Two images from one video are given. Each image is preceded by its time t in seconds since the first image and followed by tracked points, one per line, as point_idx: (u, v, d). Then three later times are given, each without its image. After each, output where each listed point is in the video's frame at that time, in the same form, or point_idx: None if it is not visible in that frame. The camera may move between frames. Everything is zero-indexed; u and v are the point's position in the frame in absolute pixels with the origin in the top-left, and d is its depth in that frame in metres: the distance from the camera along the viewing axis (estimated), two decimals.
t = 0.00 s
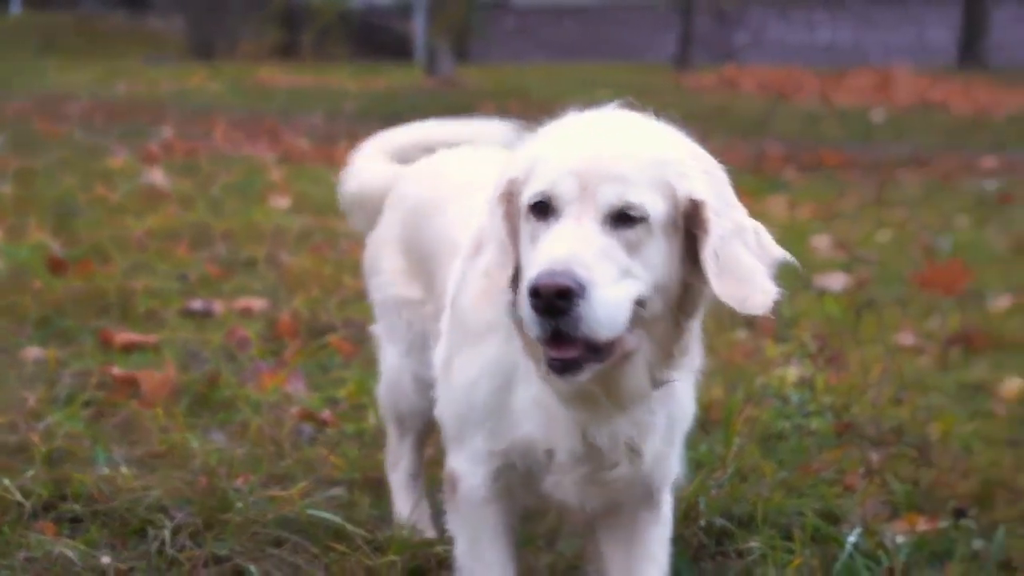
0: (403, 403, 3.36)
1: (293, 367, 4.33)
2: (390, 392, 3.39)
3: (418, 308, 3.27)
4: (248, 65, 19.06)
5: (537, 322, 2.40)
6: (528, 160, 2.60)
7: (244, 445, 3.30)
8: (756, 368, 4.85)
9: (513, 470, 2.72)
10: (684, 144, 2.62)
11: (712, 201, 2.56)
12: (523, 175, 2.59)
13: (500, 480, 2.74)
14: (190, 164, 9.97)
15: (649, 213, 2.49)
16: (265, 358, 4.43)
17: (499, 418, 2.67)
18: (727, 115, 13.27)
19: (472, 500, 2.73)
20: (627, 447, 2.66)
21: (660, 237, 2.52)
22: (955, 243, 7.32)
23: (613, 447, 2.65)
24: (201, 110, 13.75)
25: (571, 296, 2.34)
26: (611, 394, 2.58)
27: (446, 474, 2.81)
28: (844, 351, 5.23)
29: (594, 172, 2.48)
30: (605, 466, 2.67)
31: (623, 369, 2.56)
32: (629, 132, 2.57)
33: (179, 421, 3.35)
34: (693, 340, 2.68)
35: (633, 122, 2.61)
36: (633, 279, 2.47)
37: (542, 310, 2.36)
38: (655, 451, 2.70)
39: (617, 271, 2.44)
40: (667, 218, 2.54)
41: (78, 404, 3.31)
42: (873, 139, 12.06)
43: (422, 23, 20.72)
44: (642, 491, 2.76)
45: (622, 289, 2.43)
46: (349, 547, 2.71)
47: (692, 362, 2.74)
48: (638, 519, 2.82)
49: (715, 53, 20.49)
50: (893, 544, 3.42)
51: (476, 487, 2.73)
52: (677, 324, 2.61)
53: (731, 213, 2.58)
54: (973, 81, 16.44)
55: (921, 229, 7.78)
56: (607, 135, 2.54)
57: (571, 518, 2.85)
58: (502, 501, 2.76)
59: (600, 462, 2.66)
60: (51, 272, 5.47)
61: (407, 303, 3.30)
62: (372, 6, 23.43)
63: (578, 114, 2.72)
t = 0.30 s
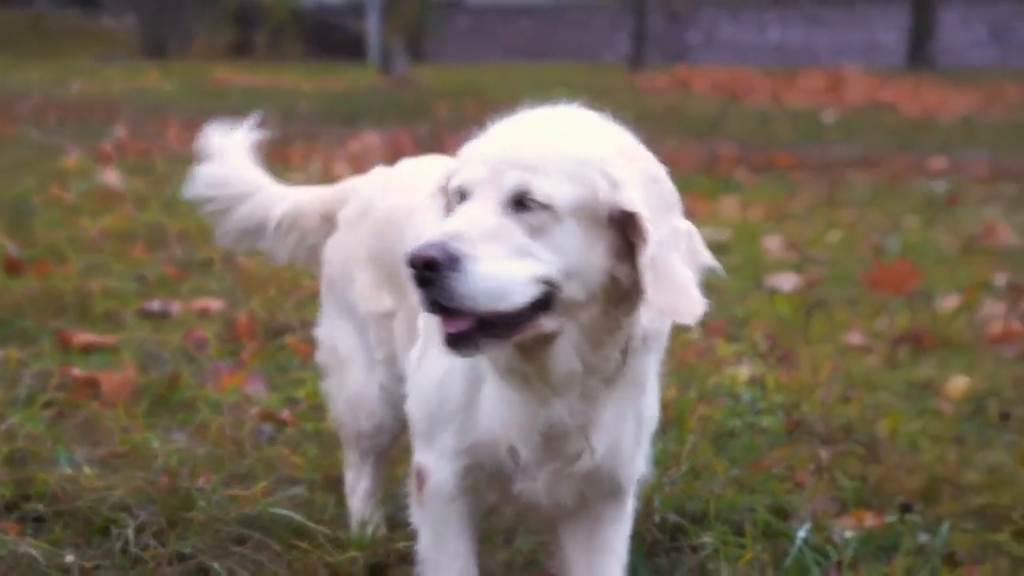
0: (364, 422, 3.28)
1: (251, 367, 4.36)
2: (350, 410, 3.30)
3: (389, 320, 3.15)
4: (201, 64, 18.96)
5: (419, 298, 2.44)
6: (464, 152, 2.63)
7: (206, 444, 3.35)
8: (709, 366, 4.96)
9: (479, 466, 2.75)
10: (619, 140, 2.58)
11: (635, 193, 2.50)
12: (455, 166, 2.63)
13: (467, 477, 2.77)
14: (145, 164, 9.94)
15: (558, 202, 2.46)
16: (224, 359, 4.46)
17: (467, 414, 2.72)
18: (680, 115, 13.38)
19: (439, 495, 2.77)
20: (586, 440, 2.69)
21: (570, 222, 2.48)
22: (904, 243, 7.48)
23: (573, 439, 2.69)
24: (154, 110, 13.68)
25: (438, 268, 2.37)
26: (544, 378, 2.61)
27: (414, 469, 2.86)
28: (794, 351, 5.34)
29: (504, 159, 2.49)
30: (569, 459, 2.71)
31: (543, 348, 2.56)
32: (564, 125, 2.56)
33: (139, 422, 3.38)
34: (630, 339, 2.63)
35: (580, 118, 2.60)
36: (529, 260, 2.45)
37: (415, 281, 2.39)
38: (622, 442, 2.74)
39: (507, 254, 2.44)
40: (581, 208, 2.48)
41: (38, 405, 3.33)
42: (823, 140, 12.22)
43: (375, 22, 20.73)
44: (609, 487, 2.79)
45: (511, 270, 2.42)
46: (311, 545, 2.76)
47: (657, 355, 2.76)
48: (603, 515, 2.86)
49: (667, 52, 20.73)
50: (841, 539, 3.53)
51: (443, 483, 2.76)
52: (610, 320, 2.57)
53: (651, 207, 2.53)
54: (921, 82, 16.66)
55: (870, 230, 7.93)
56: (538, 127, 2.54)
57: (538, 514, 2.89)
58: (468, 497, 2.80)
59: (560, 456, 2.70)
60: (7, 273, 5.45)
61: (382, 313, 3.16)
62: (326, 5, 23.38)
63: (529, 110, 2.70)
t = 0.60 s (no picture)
0: (326, 427, 3.30)
1: (211, 368, 4.39)
2: (317, 412, 3.32)
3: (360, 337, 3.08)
4: (153, 63, 18.81)
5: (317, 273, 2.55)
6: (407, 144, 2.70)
7: (170, 444, 3.39)
8: (665, 366, 5.09)
9: (454, 463, 2.77)
10: (549, 137, 2.59)
11: (540, 186, 2.50)
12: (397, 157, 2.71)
13: (441, 472, 2.78)
14: (97, 164, 9.88)
15: (456, 189, 2.49)
16: (184, 359, 4.48)
17: (440, 411, 2.71)
18: (633, 116, 13.47)
19: (413, 491, 2.78)
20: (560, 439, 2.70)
21: (471, 212, 2.50)
22: (854, 244, 7.62)
23: (536, 433, 2.69)
24: (107, 109, 13.58)
25: (323, 242, 2.48)
26: (485, 372, 2.63)
27: (390, 466, 2.86)
28: (747, 351, 5.44)
29: (418, 149, 2.57)
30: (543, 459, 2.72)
31: (463, 332, 2.59)
32: (496, 122, 2.59)
33: (102, 422, 3.40)
34: (561, 333, 2.61)
35: (520, 116, 2.64)
36: (421, 245, 2.49)
37: (309, 256, 2.52)
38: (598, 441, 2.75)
39: (398, 235, 2.49)
40: (486, 198, 2.50)
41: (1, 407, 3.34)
42: (774, 141, 12.34)
43: (329, 22, 20.68)
44: (580, 485, 2.82)
45: (397, 252, 2.48)
46: (276, 542, 2.79)
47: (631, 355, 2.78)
48: (572, 512, 2.88)
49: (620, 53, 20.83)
50: (795, 534, 3.62)
51: (418, 480, 2.77)
52: (532, 315, 2.57)
53: (557, 201, 2.50)
54: (871, 83, 16.85)
55: (821, 231, 8.05)
56: (465, 123, 2.58)
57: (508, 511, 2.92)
58: (441, 492, 2.81)
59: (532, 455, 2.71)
60: None
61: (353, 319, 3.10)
62: (280, 6, 23.27)
63: (480, 109, 2.74)
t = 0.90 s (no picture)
0: (292, 415, 3.32)
1: (177, 368, 4.41)
2: (280, 401, 3.33)
3: (330, 327, 3.12)
4: (109, 62, 18.68)
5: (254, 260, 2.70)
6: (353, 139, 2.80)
7: (138, 443, 3.42)
8: (626, 367, 5.20)
9: (426, 461, 2.80)
10: (480, 138, 2.67)
11: (453, 183, 2.57)
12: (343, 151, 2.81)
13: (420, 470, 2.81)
14: (54, 164, 9.82)
15: (380, 185, 2.59)
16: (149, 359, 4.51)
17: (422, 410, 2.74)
18: (590, 117, 13.59)
19: (391, 488, 2.81)
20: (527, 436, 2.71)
21: (395, 208, 2.59)
22: (809, 244, 7.74)
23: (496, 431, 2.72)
24: (63, 108, 13.49)
25: (254, 232, 2.63)
26: (420, 367, 2.70)
27: (367, 464, 2.89)
28: (705, 351, 5.53)
29: (352, 145, 2.67)
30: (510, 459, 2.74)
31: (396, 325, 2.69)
32: (432, 121, 2.67)
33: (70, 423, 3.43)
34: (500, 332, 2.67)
35: (459, 117, 2.72)
36: (343, 239, 2.60)
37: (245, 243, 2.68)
38: (571, 439, 2.76)
39: (325, 227, 2.61)
40: (408, 194, 2.58)
41: None
42: (729, 142, 12.48)
43: (286, 21, 20.62)
44: (554, 484, 2.84)
45: (322, 243, 2.60)
46: (246, 539, 2.82)
47: (601, 355, 2.80)
48: (545, 510, 2.90)
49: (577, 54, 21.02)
50: (754, 530, 3.69)
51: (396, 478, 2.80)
52: (454, 309, 2.64)
53: (468, 200, 2.57)
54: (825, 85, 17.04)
55: (777, 231, 8.17)
56: (400, 121, 2.67)
57: (482, 511, 2.95)
58: (418, 492, 2.84)
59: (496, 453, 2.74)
60: None
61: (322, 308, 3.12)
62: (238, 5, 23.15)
63: (430, 108, 2.82)
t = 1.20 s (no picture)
0: (262, 418, 3.36)
1: (144, 368, 4.43)
2: (248, 404, 3.35)
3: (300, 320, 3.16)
4: (66, 61, 18.50)
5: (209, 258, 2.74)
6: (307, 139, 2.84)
7: (108, 441, 3.46)
8: (589, 367, 5.28)
9: (395, 458, 2.82)
10: (429, 134, 2.70)
11: (394, 179, 2.60)
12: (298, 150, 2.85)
13: (391, 468, 2.84)
14: (11, 163, 9.73)
15: (327, 182, 2.63)
16: (116, 358, 4.54)
17: (388, 407, 2.77)
18: (550, 117, 13.68)
19: (363, 486, 2.84)
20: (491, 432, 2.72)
21: (342, 205, 2.63)
22: (767, 244, 7.84)
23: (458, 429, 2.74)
24: (20, 107, 13.36)
25: (206, 231, 2.67)
26: (371, 360, 2.74)
27: (342, 463, 2.93)
28: (667, 350, 5.61)
29: (301, 144, 2.71)
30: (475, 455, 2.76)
31: (346, 318, 2.75)
32: (380, 119, 2.71)
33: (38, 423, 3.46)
34: (456, 328, 2.70)
35: (409, 115, 2.75)
36: (293, 236, 2.64)
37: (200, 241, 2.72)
38: (536, 435, 2.77)
39: (274, 225, 2.64)
40: (354, 191, 2.62)
41: None
42: (688, 143, 12.60)
43: (246, 21, 20.53)
44: (524, 480, 2.85)
45: (272, 240, 2.63)
46: (218, 535, 2.84)
47: (565, 351, 2.81)
48: (517, 505, 2.91)
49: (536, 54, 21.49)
50: (718, 525, 3.76)
51: (367, 477, 2.84)
52: (403, 304, 2.68)
53: (408, 196, 2.60)
54: (782, 87, 17.21)
55: (736, 232, 8.27)
56: (350, 120, 2.71)
57: (455, 506, 2.97)
58: (390, 489, 2.87)
59: (459, 450, 2.75)
60: None
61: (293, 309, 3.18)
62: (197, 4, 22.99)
63: (387, 106, 2.86)
